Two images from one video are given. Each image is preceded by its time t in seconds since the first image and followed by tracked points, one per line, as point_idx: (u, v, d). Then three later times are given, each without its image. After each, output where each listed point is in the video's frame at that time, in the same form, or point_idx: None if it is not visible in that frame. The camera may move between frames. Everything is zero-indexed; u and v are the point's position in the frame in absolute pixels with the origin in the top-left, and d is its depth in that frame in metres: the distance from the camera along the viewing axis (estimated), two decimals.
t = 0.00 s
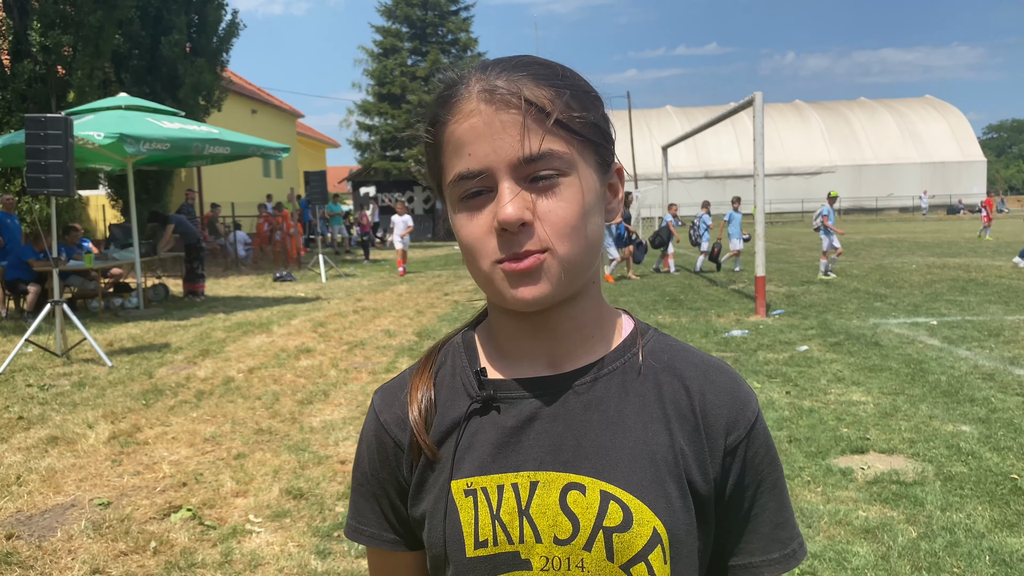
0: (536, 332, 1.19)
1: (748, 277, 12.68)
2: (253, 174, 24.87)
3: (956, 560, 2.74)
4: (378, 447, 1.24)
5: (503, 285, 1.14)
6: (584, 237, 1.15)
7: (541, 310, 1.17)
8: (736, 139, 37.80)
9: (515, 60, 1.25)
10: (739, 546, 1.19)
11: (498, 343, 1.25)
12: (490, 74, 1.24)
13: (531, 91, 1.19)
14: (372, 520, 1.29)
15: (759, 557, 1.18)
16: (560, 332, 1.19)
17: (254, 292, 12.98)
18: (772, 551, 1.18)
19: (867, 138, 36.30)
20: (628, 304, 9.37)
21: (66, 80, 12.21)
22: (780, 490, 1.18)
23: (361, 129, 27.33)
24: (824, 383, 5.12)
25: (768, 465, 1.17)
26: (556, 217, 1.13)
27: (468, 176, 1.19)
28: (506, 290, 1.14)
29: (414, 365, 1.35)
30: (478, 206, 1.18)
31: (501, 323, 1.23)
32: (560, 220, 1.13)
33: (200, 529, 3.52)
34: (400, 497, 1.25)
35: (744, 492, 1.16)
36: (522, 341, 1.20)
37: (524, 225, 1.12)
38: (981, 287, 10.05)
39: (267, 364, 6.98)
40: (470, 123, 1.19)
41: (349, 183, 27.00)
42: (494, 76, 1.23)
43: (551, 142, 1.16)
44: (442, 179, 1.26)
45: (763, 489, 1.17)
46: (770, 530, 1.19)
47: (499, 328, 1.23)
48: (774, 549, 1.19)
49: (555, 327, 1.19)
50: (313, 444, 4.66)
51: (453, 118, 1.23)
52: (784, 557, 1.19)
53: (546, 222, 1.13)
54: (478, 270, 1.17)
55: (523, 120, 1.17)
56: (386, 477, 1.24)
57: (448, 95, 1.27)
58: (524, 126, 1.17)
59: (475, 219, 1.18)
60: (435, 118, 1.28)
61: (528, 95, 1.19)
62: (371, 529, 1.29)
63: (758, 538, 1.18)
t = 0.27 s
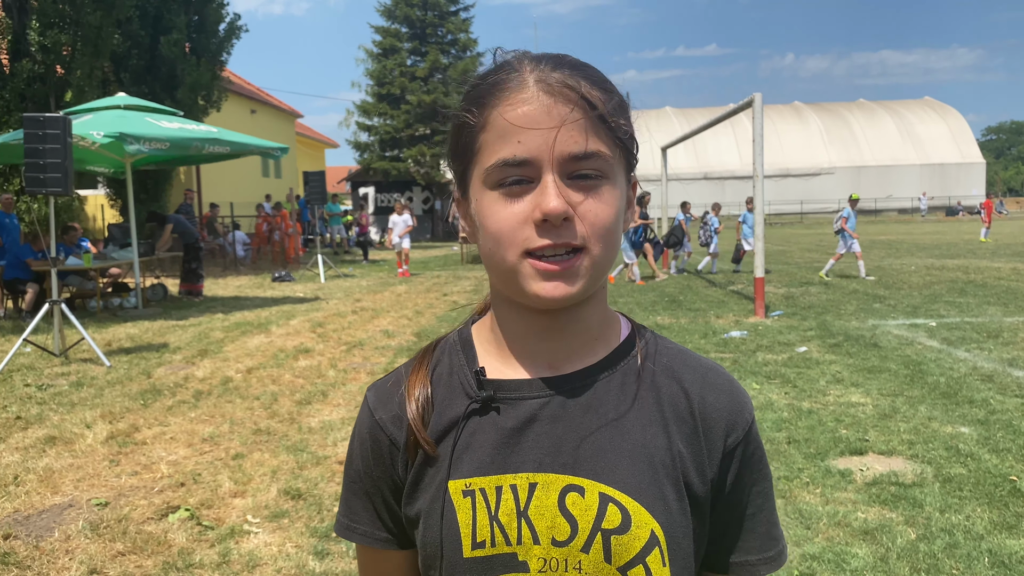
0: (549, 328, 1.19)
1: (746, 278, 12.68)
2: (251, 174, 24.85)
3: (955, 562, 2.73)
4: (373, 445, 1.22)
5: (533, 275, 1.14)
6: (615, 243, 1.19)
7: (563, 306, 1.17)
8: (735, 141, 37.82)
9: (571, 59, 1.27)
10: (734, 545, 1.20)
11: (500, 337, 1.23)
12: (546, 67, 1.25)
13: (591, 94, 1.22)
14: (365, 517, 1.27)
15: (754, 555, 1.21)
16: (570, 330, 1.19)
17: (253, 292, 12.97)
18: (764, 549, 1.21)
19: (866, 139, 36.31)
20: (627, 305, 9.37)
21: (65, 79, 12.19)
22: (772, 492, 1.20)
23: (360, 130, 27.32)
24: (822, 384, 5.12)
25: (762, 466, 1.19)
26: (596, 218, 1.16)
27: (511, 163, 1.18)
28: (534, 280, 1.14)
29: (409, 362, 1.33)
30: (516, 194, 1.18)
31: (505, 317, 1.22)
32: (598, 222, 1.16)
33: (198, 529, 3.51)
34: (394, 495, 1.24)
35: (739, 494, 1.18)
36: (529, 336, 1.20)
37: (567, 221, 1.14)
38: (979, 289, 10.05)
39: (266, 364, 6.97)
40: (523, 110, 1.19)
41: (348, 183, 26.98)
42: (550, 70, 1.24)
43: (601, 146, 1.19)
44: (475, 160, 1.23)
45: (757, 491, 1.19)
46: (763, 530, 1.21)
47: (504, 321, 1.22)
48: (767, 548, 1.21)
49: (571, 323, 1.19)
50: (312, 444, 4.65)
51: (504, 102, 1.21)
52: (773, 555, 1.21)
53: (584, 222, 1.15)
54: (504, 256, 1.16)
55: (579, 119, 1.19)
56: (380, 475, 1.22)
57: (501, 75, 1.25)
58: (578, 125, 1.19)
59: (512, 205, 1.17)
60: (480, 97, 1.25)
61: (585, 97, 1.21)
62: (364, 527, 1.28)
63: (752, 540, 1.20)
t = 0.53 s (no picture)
0: (563, 323, 1.18)
1: (745, 280, 12.68)
2: (250, 174, 24.83)
3: (953, 563, 2.74)
4: (380, 440, 1.20)
5: (552, 266, 1.13)
6: (631, 238, 1.19)
7: (579, 298, 1.17)
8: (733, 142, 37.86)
9: (590, 61, 1.28)
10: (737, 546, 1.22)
11: (512, 334, 1.22)
12: (567, 65, 1.25)
13: (610, 93, 1.23)
14: (368, 514, 1.25)
15: (756, 557, 1.22)
16: (585, 325, 1.19)
17: (251, 292, 12.97)
18: (767, 550, 1.22)
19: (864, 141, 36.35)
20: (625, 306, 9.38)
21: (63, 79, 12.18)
22: (776, 494, 1.21)
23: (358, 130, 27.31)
24: (820, 386, 5.12)
25: (768, 468, 1.20)
26: (615, 211, 1.15)
27: (532, 155, 1.17)
28: (553, 270, 1.13)
29: (416, 358, 1.31)
30: (536, 186, 1.17)
31: (520, 312, 1.21)
32: (617, 216, 1.16)
33: (195, 530, 3.50)
34: (400, 491, 1.22)
35: (745, 494, 1.19)
36: (543, 332, 1.19)
37: (587, 213, 1.13)
38: (977, 290, 10.06)
39: (264, 364, 6.96)
40: (545, 104, 1.19)
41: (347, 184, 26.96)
42: (571, 68, 1.24)
43: (619, 144, 1.20)
44: (495, 153, 1.22)
45: (764, 492, 1.20)
46: (766, 530, 1.22)
47: (517, 316, 1.21)
48: (770, 550, 1.22)
49: (586, 319, 1.19)
50: (309, 445, 4.65)
51: (526, 95, 1.21)
52: (776, 557, 1.22)
53: (605, 214, 1.14)
54: (522, 248, 1.15)
55: (602, 116, 1.19)
56: (387, 471, 1.20)
57: (522, 72, 1.26)
58: (601, 121, 1.19)
59: (532, 197, 1.16)
60: (501, 92, 1.25)
61: (605, 95, 1.22)
62: (367, 523, 1.26)
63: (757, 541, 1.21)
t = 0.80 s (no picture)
0: (577, 327, 1.18)
1: (742, 282, 12.68)
2: (247, 176, 24.81)
3: (951, 566, 2.74)
4: (402, 447, 1.17)
5: (562, 266, 1.12)
6: (638, 230, 1.17)
7: (590, 299, 1.16)
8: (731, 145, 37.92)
9: (577, 63, 1.29)
10: (753, 550, 1.23)
11: (530, 340, 1.21)
12: (553, 70, 1.26)
13: (598, 90, 1.23)
14: (384, 522, 1.23)
15: (768, 561, 1.23)
16: (596, 328, 1.18)
17: (248, 294, 12.95)
18: (782, 556, 1.22)
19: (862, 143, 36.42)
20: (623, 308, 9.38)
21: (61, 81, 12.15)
22: (789, 498, 1.22)
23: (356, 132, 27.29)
24: (818, 389, 5.12)
25: (781, 474, 1.22)
26: (618, 204, 1.15)
27: (530, 161, 1.17)
28: (564, 269, 1.12)
29: (432, 362, 1.29)
30: (538, 190, 1.16)
31: (534, 320, 1.20)
32: (620, 208, 1.15)
33: (192, 533, 3.49)
34: (419, 499, 1.19)
35: (759, 500, 1.20)
36: (558, 337, 1.19)
37: (589, 209, 1.13)
38: (974, 293, 10.07)
39: (261, 367, 6.95)
40: (535, 109, 1.19)
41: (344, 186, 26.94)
42: (557, 72, 1.25)
43: (613, 137, 1.20)
44: (494, 166, 1.23)
45: (776, 498, 1.21)
46: (779, 536, 1.23)
47: (534, 323, 1.20)
48: (781, 554, 1.23)
49: (599, 321, 1.18)
50: (307, 448, 4.64)
51: (516, 105, 1.22)
52: (789, 562, 1.23)
53: (609, 207, 1.14)
54: (530, 253, 1.14)
55: (592, 113, 1.20)
56: (408, 478, 1.17)
57: (509, 84, 1.27)
58: (592, 118, 1.19)
59: (535, 201, 1.16)
60: (493, 105, 1.26)
61: (593, 92, 1.22)
62: (383, 532, 1.23)
63: (770, 545, 1.22)
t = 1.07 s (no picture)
0: (569, 332, 1.18)
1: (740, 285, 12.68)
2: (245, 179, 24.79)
3: (948, 569, 2.73)
4: (397, 452, 1.17)
5: (553, 274, 1.13)
6: (632, 239, 1.18)
7: (583, 306, 1.16)
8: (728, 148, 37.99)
9: (576, 66, 1.28)
10: (749, 545, 1.22)
11: (522, 343, 1.21)
12: (551, 74, 1.25)
13: (597, 97, 1.22)
14: (383, 526, 1.22)
15: (765, 555, 1.22)
16: (589, 332, 1.18)
17: (245, 297, 12.93)
18: (778, 549, 1.22)
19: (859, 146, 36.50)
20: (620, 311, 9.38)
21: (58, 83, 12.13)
22: (786, 492, 1.22)
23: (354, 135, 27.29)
24: (816, 391, 5.12)
25: (778, 467, 1.21)
26: (611, 214, 1.15)
27: (525, 167, 1.17)
28: (555, 278, 1.13)
29: (425, 366, 1.28)
30: (532, 196, 1.16)
31: (527, 323, 1.20)
32: (614, 218, 1.15)
33: (188, 536, 3.48)
34: (417, 503, 1.19)
35: (754, 495, 1.20)
36: (551, 341, 1.18)
37: (582, 218, 1.13)
38: (972, 296, 10.09)
39: (258, 369, 6.93)
40: (533, 115, 1.19)
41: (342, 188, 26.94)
42: (555, 76, 1.24)
43: (610, 146, 1.19)
44: (489, 169, 1.23)
45: (772, 492, 1.21)
46: (775, 530, 1.22)
47: (526, 327, 1.20)
48: (777, 547, 1.23)
49: (592, 326, 1.18)
50: (304, 451, 4.62)
51: (513, 108, 1.21)
52: (786, 555, 1.23)
53: (601, 217, 1.14)
54: (522, 259, 1.15)
55: (589, 120, 1.19)
56: (404, 483, 1.17)
57: (507, 86, 1.26)
58: (589, 126, 1.19)
59: (528, 208, 1.16)
60: (490, 107, 1.25)
61: (591, 99, 1.22)
62: (382, 537, 1.22)
63: (768, 538, 1.22)
